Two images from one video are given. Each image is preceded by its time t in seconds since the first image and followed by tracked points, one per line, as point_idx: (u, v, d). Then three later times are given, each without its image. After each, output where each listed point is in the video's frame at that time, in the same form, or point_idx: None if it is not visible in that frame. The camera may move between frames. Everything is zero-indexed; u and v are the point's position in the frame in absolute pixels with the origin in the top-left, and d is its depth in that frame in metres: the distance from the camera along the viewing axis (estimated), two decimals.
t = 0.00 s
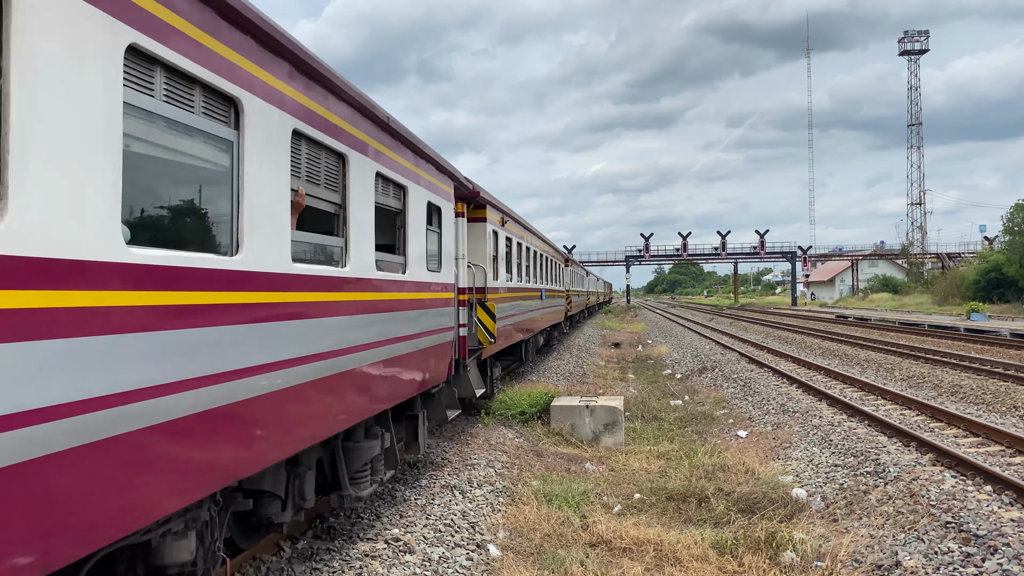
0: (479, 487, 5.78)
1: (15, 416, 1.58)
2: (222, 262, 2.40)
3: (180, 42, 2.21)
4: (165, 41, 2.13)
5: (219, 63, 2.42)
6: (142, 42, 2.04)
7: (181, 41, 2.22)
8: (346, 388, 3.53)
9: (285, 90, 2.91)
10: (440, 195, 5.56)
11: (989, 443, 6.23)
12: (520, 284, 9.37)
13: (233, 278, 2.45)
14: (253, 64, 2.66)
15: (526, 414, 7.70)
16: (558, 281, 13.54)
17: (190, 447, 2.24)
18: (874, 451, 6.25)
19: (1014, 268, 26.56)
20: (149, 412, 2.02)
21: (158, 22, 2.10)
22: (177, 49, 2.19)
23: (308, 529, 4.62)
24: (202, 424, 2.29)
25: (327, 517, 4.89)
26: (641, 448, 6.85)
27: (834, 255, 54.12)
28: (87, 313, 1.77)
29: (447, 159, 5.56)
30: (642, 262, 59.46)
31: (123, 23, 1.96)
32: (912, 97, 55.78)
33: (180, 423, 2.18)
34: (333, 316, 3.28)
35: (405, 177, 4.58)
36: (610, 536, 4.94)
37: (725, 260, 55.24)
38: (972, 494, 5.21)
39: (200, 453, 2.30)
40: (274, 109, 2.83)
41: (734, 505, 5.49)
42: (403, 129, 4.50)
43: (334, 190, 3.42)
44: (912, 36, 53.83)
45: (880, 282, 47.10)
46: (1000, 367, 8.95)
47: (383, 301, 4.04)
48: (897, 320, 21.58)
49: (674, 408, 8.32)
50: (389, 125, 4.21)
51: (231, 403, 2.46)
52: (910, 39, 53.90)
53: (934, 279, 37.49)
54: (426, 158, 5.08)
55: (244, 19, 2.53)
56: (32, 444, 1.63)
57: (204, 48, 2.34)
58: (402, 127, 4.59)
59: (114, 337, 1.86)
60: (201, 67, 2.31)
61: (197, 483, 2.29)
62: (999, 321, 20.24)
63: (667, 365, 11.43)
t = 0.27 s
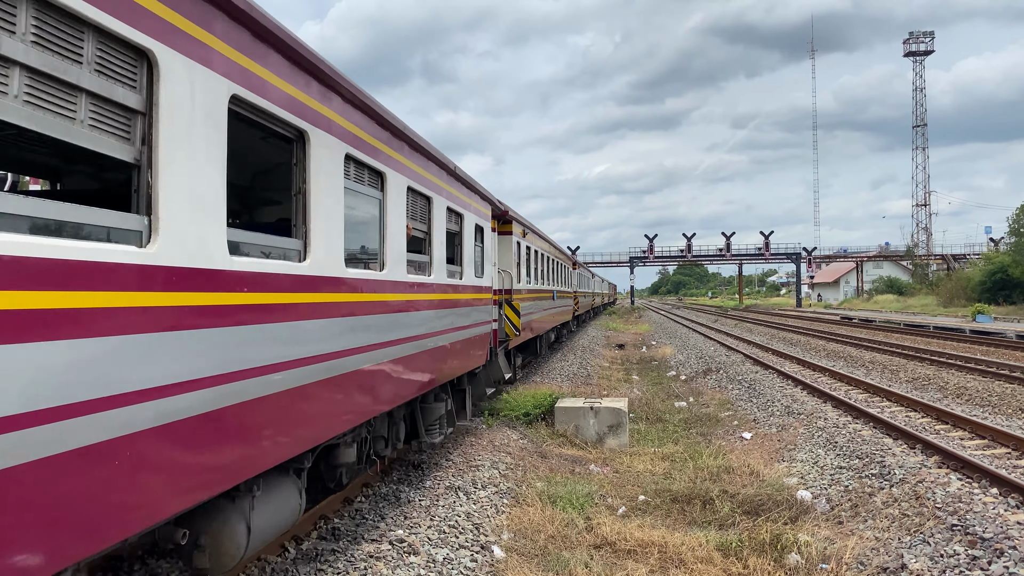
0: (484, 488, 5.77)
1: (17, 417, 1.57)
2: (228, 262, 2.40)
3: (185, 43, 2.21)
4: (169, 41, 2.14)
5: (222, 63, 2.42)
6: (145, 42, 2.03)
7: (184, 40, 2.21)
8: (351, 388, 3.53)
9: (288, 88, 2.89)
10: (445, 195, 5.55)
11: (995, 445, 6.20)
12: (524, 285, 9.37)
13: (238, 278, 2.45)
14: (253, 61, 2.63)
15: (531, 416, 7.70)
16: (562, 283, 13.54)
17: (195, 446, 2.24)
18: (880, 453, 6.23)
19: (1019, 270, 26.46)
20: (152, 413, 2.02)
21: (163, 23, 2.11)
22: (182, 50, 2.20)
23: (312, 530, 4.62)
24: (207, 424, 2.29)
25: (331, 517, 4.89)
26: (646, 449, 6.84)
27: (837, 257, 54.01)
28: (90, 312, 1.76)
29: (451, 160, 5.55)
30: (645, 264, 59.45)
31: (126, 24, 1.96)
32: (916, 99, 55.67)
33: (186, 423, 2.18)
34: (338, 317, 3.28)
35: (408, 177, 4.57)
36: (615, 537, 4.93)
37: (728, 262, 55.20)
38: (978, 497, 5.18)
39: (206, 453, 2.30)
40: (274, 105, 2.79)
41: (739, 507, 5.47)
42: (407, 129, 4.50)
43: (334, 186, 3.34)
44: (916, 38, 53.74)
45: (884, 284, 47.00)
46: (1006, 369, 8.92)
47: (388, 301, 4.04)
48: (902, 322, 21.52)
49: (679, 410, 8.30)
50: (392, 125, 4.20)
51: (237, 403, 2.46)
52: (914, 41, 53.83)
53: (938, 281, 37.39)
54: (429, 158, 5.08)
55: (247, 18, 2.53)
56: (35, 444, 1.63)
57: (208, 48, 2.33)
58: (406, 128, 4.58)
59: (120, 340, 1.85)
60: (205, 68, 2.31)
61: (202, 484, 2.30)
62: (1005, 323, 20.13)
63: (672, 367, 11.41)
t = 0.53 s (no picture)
0: (487, 490, 5.77)
1: (21, 419, 1.58)
2: (231, 265, 2.41)
3: (191, 45, 2.22)
4: (175, 44, 2.15)
5: (226, 65, 2.42)
6: (153, 47, 2.05)
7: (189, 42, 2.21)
8: (354, 389, 3.53)
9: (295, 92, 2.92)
10: (448, 197, 5.54)
11: (999, 449, 6.19)
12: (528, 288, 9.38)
13: (242, 281, 2.46)
14: (256, 63, 2.63)
15: (534, 418, 7.70)
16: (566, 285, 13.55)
17: (198, 447, 2.25)
18: (884, 456, 6.22)
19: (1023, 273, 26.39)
20: (157, 415, 2.03)
21: (168, 26, 2.11)
22: (187, 53, 2.21)
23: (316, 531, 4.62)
24: (210, 425, 2.30)
25: (335, 518, 4.89)
26: (650, 452, 6.84)
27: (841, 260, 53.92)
28: (96, 314, 1.77)
29: (455, 161, 5.54)
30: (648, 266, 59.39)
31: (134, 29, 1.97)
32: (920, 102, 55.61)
33: (189, 424, 2.19)
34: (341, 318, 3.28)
35: (412, 178, 4.56)
36: (618, 540, 4.92)
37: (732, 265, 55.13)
38: (983, 500, 5.17)
39: (209, 454, 2.31)
40: (280, 108, 2.81)
41: (742, 510, 5.46)
42: (410, 130, 4.49)
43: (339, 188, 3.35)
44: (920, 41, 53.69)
45: (887, 287, 46.90)
46: (1011, 373, 8.90)
47: (391, 304, 4.04)
48: (906, 324, 21.48)
49: (683, 413, 8.30)
50: (396, 126, 4.19)
51: (240, 404, 2.47)
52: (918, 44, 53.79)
53: (942, 284, 37.31)
54: (433, 160, 5.07)
55: (251, 19, 2.53)
56: (39, 446, 1.64)
57: (211, 49, 2.33)
58: (410, 128, 4.58)
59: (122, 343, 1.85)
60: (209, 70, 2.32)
61: (205, 485, 2.30)
62: (1010, 326, 20.07)
63: (676, 369, 11.41)
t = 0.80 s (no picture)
0: (489, 494, 5.77)
1: (19, 421, 1.57)
2: (233, 268, 2.41)
3: (194, 48, 2.22)
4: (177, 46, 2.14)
5: (228, 67, 2.40)
6: (154, 49, 2.04)
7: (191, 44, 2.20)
8: (355, 392, 3.53)
9: (302, 99, 2.96)
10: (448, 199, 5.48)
11: (1002, 453, 6.17)
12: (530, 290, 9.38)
13: (244, 283, 2.46)
14: (258, 65, 2.61)
15: (536, 421, 7.69)
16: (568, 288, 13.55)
17: (200, 449, 2.24)
18: (886, 460, 6.21)
19: None
20: (158, 417, 2.03)
21: (172, 28, 2.11)
22: (190, 56, 2.20)
23: (318, 533, 4.62)
24: (211, 427, 2.30)
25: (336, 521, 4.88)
26: (652, 455, 6.83)
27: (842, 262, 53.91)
28: (95, 316, 1.77)
29: (456, 163, 5.52)
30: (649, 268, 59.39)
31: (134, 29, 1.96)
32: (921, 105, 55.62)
33: (190, 426, 2.19)
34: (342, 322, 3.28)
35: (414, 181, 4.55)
36: (619, 543, 4.92)
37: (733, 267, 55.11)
38: (985, 505, 5.15)
39: (210, 456, 2.30)
40: (286, 114, 2.84)
41: (744, 513, 5.45)
42: (412, 132, 4.48)
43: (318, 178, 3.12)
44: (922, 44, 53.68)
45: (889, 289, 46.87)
46: (1013, 377, 8.88)
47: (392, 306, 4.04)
48: (908, 328, 21.46)
49: (684, 416, 8.29)
50: (397, 128, 4.18)
51: (241, 406, 2.47)
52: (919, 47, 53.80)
53: (944, 287, 37.26)
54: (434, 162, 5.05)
55: (252, 21, 2.51)
56: (42, 448, 1.64)
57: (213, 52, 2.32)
58: (412, 131, 4.56)
59: (124, 344, 1.85)
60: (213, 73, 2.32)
61: (206, 487, 2.30)
62: (1013, 330, 20.06)
63: (678, 372, 11.40)
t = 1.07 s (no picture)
0: (489, 495, 5.77)
1: (21, 421, 1.57)
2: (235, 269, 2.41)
3: (196, 51, 2.22)
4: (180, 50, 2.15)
5: (230, 69, 2.41)
6: (157, 52, 2.04)
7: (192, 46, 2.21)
8: (355, 393, 3.53)
9: (304, 101, 2.97)
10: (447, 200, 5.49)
11: (1001, 455, 6.17)
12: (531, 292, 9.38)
13: (246, 285, 2.47)
14: (259, 68, 2.62)
15: (536, 423, 7.69)
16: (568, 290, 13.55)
17: (202, 450, 2.25)
18: (885, 462, 6.21)
19: None
20: (159, 416, 2.03)
21: (174, 31, 2.12)
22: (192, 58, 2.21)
23: (318, 534, 4.62)
24: (213, 428, 2.30)
25: (337, 522, 4.88)
26: (652, 457, 6.83)
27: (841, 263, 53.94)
28: (99, 317, 1.78)
29: (455, 165, 5.52)
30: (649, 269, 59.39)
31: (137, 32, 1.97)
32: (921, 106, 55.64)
33: (192, 427, 2.19)
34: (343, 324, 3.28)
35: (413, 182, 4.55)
36: (619, 545, 4.92)
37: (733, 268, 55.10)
38: (984, 507, 5.16)
39: (211, 457, 2.31)
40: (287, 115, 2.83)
41: (744, 516, 5.46)
42: (412, 134, 4.48)
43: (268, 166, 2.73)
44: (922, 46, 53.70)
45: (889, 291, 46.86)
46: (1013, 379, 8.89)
47: (393, 308, 4.04)
48: (908, 330, 21.45)
49: (684, 418, 8.29)
50: (397, 129, 4.18)
51: (244, 408, 2.47)
52: (920, 48, 53.81)
53: (944, 288, 37.25)
54: (434, 164, 5.05)
55: (253, 24, 2.52)
56: (45, 448, 1.64)
57: (214, 54, 2.33)
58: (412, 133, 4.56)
59: (127, 345, 1.86)
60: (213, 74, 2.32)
61: (208, 488, 2.30)
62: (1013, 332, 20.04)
63: (678, 374, 11.40)
